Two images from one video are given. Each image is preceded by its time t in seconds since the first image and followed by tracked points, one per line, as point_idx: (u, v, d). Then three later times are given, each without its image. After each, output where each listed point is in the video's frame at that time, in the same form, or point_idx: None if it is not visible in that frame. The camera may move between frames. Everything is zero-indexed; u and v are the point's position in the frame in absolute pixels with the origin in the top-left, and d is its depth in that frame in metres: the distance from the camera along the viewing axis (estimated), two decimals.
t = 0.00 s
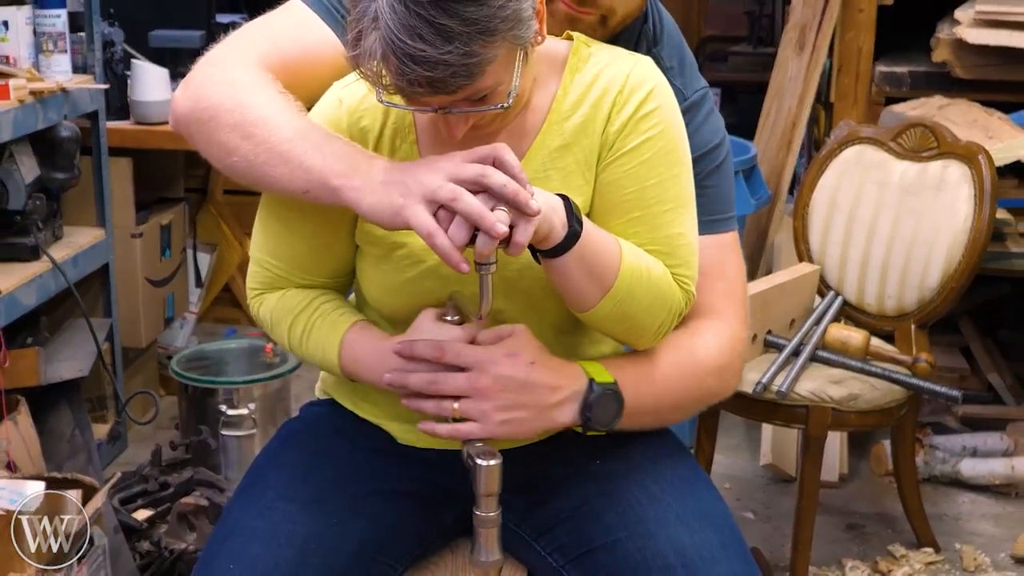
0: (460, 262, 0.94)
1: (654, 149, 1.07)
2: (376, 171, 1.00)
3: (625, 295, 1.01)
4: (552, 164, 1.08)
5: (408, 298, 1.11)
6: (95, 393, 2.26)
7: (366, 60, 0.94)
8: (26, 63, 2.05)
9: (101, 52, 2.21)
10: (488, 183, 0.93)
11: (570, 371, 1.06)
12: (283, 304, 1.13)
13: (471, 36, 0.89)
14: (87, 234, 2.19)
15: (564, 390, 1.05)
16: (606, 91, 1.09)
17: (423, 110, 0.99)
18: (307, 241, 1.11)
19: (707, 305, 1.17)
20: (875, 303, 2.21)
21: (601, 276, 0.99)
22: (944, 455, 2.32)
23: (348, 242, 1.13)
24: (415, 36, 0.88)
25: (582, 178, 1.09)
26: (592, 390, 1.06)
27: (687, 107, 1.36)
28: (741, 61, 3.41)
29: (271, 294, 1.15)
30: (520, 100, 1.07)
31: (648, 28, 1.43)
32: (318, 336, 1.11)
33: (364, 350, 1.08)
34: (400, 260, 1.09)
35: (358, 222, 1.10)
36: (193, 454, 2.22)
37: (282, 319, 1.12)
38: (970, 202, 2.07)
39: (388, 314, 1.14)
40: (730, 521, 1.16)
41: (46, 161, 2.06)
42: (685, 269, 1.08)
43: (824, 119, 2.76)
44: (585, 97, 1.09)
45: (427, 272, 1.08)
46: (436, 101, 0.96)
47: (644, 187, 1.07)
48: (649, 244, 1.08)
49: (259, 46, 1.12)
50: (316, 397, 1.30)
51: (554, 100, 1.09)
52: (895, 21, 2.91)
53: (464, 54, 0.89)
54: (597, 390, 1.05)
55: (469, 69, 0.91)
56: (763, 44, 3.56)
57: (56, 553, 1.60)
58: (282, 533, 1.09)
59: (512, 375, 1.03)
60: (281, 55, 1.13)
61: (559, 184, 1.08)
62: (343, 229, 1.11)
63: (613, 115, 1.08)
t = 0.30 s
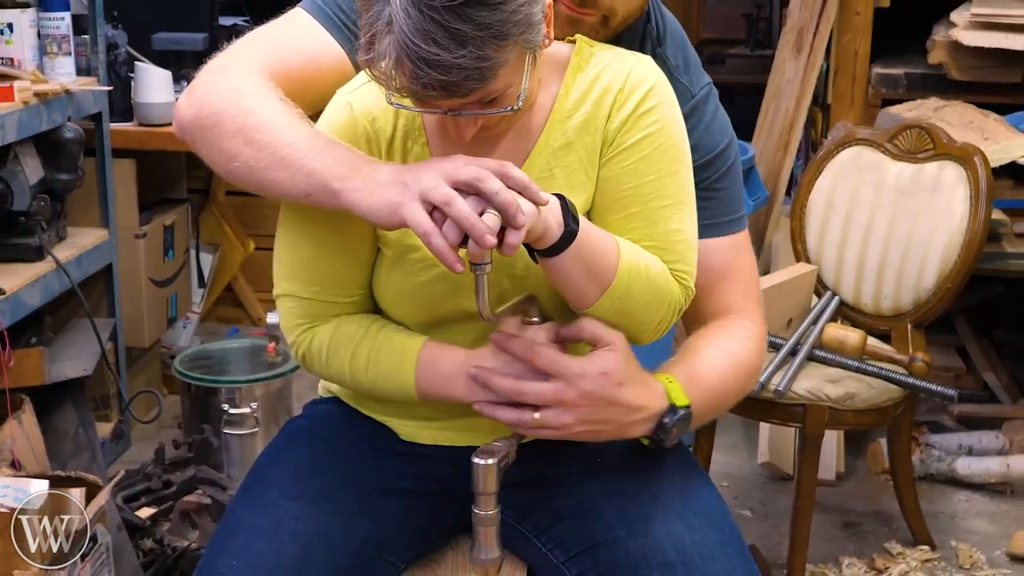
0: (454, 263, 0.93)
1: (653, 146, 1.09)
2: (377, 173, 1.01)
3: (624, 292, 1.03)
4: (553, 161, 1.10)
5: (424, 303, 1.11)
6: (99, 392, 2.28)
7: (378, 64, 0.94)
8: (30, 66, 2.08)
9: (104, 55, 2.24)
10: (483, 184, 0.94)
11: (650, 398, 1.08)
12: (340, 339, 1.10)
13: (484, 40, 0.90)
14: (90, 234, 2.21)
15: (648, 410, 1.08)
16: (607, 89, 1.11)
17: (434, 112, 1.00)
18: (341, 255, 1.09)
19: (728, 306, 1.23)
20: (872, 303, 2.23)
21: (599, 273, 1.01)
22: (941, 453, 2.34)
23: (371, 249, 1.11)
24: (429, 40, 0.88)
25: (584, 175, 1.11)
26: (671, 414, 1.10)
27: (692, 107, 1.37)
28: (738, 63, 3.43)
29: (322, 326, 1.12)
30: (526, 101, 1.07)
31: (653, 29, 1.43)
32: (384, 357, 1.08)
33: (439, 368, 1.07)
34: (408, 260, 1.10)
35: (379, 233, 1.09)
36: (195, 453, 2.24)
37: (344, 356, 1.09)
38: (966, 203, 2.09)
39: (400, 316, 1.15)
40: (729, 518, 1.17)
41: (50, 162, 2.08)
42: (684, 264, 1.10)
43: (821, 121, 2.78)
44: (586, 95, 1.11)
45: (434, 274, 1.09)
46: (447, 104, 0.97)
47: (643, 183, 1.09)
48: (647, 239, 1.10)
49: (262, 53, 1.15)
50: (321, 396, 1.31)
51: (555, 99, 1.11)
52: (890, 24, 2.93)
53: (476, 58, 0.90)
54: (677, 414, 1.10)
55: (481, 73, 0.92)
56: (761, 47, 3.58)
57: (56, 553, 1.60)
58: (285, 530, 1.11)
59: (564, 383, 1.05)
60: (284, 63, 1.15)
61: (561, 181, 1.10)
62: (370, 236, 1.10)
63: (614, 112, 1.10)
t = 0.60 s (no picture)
0: (456, 262, 0.95)
1: (652, 142, 1.11)
2: (381, 174, 1.02)
3: (633, 287, 1.05)
4: (556, 159, 1.12)
5: (437, 303, 1.12)
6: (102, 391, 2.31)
7: (380, 67, 0.95)
8: (34, 67, 2.10)
9: (108, 57, 2.26)
10: (487, 184, 0.95)
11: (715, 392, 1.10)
12: (405, 358, 1.06)
13: (485, 42, 0.91)
14: (94, 235, 2.23)
15: (716, 411, 1.09)
16: (605, 85, 1.13)
17: (436, 114, 1.01)
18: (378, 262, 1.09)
19: (733, 306, 1.29)
20: (868, 303, 2.26)
21: (605, 269, 1.03)
22: (936, 452, 2.36)
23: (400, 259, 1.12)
24: (431, 43, 0.90)
25: (586, 171, 1.12)
26: (737, 412, 1.11)
27: (695, 106, 1.36)
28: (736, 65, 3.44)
29: (373, 347, 1.08)
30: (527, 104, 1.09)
31: (653, 28, 1.42)
32: (449, 375, 1.05)
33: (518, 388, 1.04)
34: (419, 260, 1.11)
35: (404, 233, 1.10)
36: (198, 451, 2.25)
37: (411, 371, 1.06)
38: (961, 203, 2.11)
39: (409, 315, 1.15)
40: (728, 515, 1.19)
41: (54, 163, 2.09)
42: (687, 256, 1.12)
43: (818, 122, 2.81)
44: (585, 92, 1.12)
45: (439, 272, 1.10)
46: (450, 106, 0.99)
47: (644, 177, 1.11)
48: (650, 233, 1.11)
49: (263, 55, 1.17)
50: (325, 395, 1.33)
51: (555, 97, 1.12)
52: (886, 26, 2.95)
53: (478, 59, 0.92)
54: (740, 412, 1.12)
55: (483, 74, 0.93)
56: (758, 48, 3.60)
57: (57, 554, 1.59)
58: (291, 528, 1.13)
59: (615, 386, 1.03)
60: (286, 66, 1.17)
61: (564, 179, 1.12)
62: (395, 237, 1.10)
63: (613, 109, 1.12)
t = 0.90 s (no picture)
0: (468, 260, 0.97)
1: (655, 141, 1.13)
2: (394, 172, 1.04)
3: (639, 286, 1.06)
4: (561, 159, 1.14)
5: (451, 303, 1.14)
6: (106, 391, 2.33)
7: (390, 71, 0.97)
8: (38, 69, 2.12)
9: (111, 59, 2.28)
10: (499, 184, 0.97)
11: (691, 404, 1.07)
12: (412, 366, 1.06)
13: (494, 45, 0.93)
14: (97, 235, 2.25)
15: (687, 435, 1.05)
16: (608, 85, 1.14)
17: (444, 116, 1.02)
18: (395, 264, 1.10)
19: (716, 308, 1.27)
20: (865, 302, 2.27)
21: (613, 269, 1.04)
22: (932, 450, 2.38)
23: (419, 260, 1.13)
24: (442, 46, 0.91)
25: (592, 170, 1.14)
26: (710, 419, 1.08)
27: (692, 105, 1.39)
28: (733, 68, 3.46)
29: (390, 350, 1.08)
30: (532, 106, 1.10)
31: (653, 29, 1.45)
32: (452, 388, 1.04)
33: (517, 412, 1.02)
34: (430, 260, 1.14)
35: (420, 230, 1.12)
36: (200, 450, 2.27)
37: (415, 379, 1.05)
38: (957, 204, 2.13)
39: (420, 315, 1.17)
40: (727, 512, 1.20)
41: (58, 164, 2.11)
42: (693, 252, 1.13)
43: (815, 124, 2.83)
44: (589, 92, 1.14)
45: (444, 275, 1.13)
46: (458, 109, 1.00)
47: (648, 176, 1.13)
48: (654, 231, 1.13)
49: (268, 52, 1.19)
50: (330, 392, 1.33)
51: (559, 97, 1.14)
52: (882, 28, 2.98)
53: (488, 62, 0.93)
54: (717, 417, 1.08)
55: (492, 77, 0.95)
56: (755, 51, 3.63)
57: (58, 553, 1.61)
58: (301, 528, 1.14)
59: (626, 423, 0.99)
60: (290, 62, 1.19)
61: (569, 177, 1.14)
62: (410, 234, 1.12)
63: (616, 108, 1.14)
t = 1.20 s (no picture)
0: (467, 260, 0.99)
1: (657, 144, 1.15)
2: (396, 174, 1.06)
3: (638, 288, 1.08)
4: (564, 161, 1.16)
5: (450, 303, 1.17)
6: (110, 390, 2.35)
7: (401, 70, 0.98)
8: (42, 71, 2.13)
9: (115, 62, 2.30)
10: (500, 186, 0.99)
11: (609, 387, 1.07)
12: (370, 364, 1.10)
13: (504, 47, 0.95)
14: (101, 236, 2.27)
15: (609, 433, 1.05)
16: (612, 89, 1.17)
17: (452, 115, 1.04)
18: (385, 263, 1.14)
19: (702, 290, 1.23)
20: (861, 303, 2.30)
21: (611, 271, 1.06)
22: (928, 449, 2.41)
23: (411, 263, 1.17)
24: (453, 48, 0.93)
25: (594, 172, 1.16)
26: (632, 400, 1.07)
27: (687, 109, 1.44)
28: (730, 70, 3.48)
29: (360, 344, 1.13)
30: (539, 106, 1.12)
31: (651, 33, 1.49)
32: (392, 391, 1.07)
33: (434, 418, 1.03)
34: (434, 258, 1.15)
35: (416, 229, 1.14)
36: (203, 448, 2.28)
37: (363, 376, 1.10)
38: (953, 205, 2.15)
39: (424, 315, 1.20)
40: (727, 510, 1.22)
41: (62, 165, 2.13)
42: (691, 256, 1.15)
43: (812, 125, 2.85)
44: (593, 95, 1.16)
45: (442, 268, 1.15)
46: (467, 108, 1.02)
47: (651, 178, 1.15)
48: (655, 233, 1.15)
49: (270, 47, 1.20)
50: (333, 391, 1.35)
51: (563, 99, 1.16)
52: (878, 32, 3.00)
53: (498, 64, 0.95)
54: (638, 397, 1.08)
55: (501, 78, 0.97)
56: (751, 53, 3.65)
57: (59, 553, 1.62)
58: (303, 527, 1.16)
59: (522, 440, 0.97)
60: (292, 57, 1.21)
61: (571, 179, 1.16)
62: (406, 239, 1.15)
63: (620, 111, 1.16)
